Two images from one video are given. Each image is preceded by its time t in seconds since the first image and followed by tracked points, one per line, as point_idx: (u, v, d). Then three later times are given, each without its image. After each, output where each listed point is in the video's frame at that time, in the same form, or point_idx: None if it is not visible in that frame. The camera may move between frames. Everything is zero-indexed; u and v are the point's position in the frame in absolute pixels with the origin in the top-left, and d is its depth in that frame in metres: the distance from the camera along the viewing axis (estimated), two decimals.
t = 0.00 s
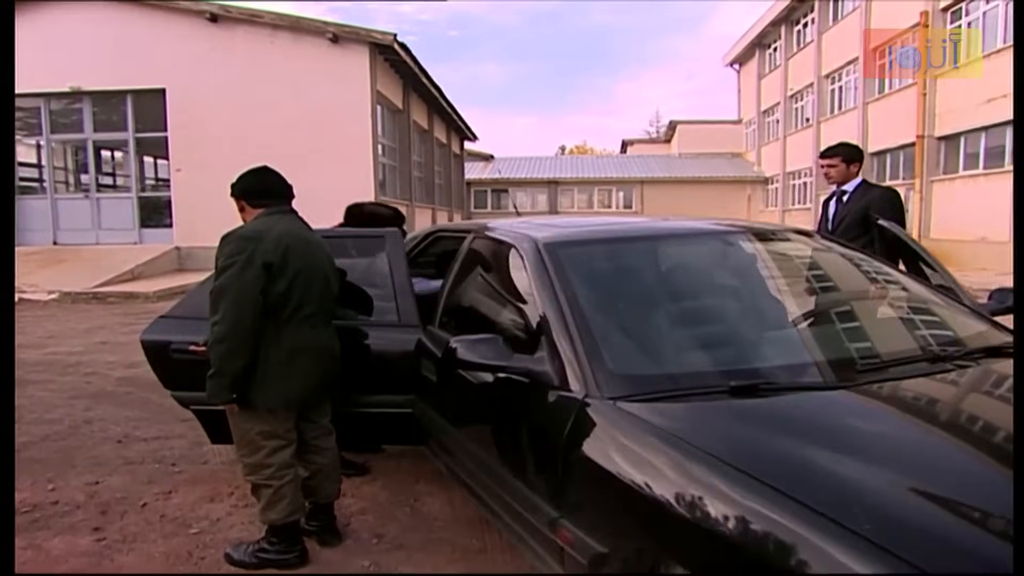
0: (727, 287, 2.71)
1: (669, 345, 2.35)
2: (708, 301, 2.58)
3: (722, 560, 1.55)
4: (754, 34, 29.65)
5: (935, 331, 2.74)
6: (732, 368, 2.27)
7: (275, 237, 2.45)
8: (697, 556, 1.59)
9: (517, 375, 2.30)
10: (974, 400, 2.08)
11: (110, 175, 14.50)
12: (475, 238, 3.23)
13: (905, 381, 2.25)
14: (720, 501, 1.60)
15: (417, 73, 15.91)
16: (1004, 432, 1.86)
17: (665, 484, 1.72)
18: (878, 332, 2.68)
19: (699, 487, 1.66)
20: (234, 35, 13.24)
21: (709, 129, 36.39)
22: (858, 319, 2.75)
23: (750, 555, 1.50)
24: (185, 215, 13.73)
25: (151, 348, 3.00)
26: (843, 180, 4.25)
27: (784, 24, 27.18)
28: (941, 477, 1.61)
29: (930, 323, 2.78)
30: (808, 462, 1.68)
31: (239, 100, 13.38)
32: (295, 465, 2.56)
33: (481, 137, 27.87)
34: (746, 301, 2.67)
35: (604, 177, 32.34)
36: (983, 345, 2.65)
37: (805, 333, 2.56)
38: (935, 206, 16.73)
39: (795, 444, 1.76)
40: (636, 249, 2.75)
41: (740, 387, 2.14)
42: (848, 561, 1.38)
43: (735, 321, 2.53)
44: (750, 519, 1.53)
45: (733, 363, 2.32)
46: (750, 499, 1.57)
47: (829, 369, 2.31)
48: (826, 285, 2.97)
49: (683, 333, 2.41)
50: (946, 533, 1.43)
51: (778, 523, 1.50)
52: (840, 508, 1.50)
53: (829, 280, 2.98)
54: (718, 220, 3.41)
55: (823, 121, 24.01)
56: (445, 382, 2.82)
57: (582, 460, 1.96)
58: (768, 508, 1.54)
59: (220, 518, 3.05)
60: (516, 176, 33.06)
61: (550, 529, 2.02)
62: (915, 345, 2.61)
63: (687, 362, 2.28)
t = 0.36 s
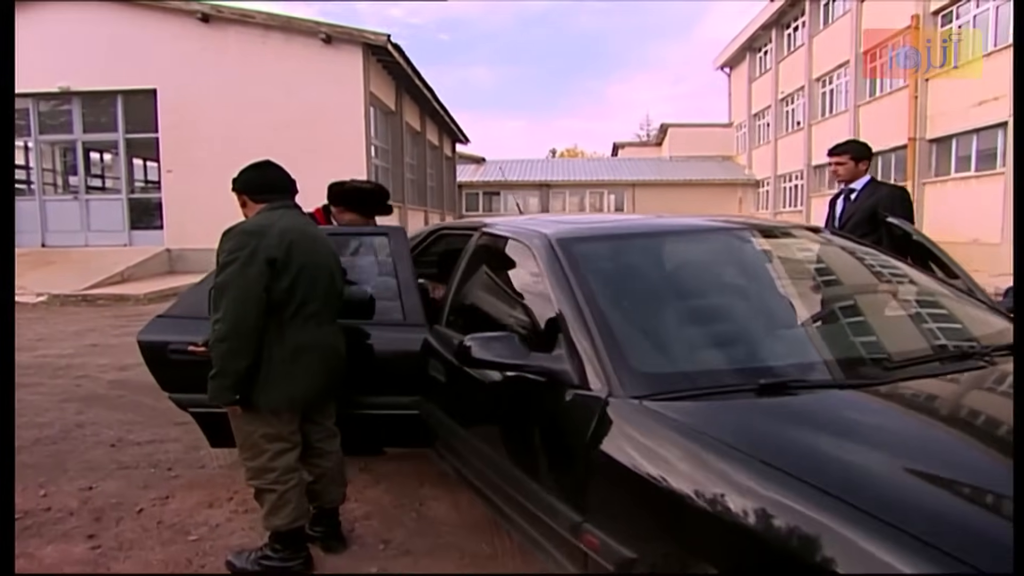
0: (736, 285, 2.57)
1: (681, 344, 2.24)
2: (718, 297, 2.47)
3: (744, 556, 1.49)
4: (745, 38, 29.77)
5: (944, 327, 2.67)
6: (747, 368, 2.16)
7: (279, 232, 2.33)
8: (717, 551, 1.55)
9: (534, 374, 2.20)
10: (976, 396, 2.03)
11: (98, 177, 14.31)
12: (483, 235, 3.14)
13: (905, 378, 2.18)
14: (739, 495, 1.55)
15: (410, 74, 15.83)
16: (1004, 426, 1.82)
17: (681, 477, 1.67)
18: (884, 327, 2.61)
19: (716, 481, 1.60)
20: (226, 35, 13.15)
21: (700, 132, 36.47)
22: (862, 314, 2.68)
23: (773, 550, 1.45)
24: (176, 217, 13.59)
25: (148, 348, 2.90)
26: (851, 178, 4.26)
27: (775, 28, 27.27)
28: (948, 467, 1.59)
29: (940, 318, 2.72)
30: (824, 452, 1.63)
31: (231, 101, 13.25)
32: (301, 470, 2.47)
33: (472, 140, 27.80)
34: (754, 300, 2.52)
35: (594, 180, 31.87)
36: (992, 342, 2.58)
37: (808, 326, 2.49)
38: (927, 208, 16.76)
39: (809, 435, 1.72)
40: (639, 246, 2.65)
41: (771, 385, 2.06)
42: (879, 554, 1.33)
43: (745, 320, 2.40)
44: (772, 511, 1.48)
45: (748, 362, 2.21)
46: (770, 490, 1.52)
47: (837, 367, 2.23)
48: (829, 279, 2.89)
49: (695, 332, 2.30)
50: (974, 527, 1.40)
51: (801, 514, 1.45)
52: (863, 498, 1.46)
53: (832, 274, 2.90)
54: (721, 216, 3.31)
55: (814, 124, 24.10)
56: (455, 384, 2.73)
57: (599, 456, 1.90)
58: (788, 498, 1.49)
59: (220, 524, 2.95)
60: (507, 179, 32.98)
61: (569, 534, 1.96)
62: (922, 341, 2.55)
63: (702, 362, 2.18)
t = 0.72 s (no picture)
0: (748, 287, 2.45)
1: (700, 345, 2.14)
2: (737, 297, 2.38)
3: (777, 554, 1.46)
4: (742, 42, 29.84)
5: (961, 326, 2.60)
6: (771, 371, 2.08)
7: (294, 230, 2.23)
8: (748, 552, 1.52)
9: (560, 377, 2.13)
10: (984, 396, 1.99)
11: (94, 179, 14.21)
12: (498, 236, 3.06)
13: (922, 381, 2.11)
14: (768, 495, 1.52)
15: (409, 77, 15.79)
16: (1011, 423, 1.78)
17: (705, 475, 1.65)
18: (898, 324, 2.56)
19: (743, 481, 1.58)
20: (224, 37, 13.07)
21: (696, 136, 36.50)
22: (875, 312, 2.62)
23: (805, 546, 1.42)
24: (172, 220, 13.48)
25: (154, 352, 2.82)
26: (867, 178, 4.28)
27: (771, 32, 27.34)
28: (968, 460, 1.57)
29: (956, 317, 2.65)
30: (848, 448, 1.61)
31: (228, 103, 13.15)
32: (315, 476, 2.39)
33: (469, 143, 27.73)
34: (767, 301, 2.41)
35: (592, 183, 31.96)
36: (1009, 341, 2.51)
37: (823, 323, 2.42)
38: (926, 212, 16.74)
39: (831, 432, 1.70)
40: (651, 246, 2.56)
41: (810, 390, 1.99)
42: (914, 546, 1.30)
43: (763, 321, 2.30)
44: (800, 509, 1.45)
45: (771, 364, 2.12)
46: (799, 487, 1.49)
47: (856, 368, 2.16)
48: (838, 275, 2.83)
49: (713, 333, 2.20)
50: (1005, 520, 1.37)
51: (832, 510, 1.42)
52: (894, 490, 1.43)
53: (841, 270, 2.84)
54: (730, 216, 3.21)
55: (812, 128, 24.13)
56: (471, 389, 2.66)
57: (634, 464, 1.83)
58: (817, 493, 1.46)
59: (227, 533, 2.85)
60: (504, 183, 32.92)
61: (604, 545, 1.89)
62: (939, 340, 2.49)
63: (725, 364, 2.09)
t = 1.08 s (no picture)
0: (776, 289, 2.35)
1: (730, 348, 2.06)
2: (772, 299, 2.28)
3: (812, 551, 1.45)
4: (743, 43, 29.81)
5: (984, 324, 2.50)
6: (806, 377, 2.00)
7: (315, 229, 2.11)
8: (784, 553, 1.50)
9: (597, 381, 2.05)
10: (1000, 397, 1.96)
11: (94, 180, 14.15)
12: (521, 235, 2.97)
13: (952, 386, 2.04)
14: (799, 492, 1.50)
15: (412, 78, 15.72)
16: None
17: (728, 468, 1.65)
18: (916, 323, 2.47)
19: (769, 476, 1.57)
20: (226, 37, 12.99)
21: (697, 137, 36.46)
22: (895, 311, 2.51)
23: (841, 542, 1.41)
24: (174, 221, 13.41)
25: (168, 355, 2.73)
26: (889, 178, 4.22)
27: (772, 33, 27.29)
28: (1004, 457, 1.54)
29: (978, 314, 2.55)
30: (880, 446, 1.59)
31: (230, 103, 13.07)
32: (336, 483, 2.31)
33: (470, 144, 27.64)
34: (793, 303, 2.31)
35: (593, 185, 31.92)
36: None
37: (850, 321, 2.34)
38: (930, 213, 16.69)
39: (853, 427, 1.69)
40: (679, 246, 2.47)
41: (854, 398, 1.90)
42: (953, 543, 1.29)
43: (791, 323, 2.22)
44: (837, 508, 1.43)
45: (806, 370, 2.04)
46: (831, 482, 1.48)
47: (884, 371, 2.09)
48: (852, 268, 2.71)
49: (745, 335, 2.12)
50: None
51: (869, 506, 1.40)
52: (932, 487, 1.41)
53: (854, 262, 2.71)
54: (746, 216, 3.11)
55: (814, 129, 24.08)
56: (499, 394, 2.57)
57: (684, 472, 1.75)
58: (844, 485, 1.46)
59: (244, 540, 2.78)
60: (506, 184, 32.83)
61: (648, 556, 1.79)
62: (962, 339, 2.41)
63: (759, 368, 2.01)
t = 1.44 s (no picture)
0: (820, 292, 2.25)
1: (772, 349, 1.98)
2: (816, 301, 2.20)
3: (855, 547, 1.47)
4: (749, 44, 29.71)
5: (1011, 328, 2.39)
6: (856, 384, 1.91)
7: (347, 229, 2.02)
8: (836, 552, 1.50)
9: (644, 388, 1.97)
10: None
11: (100, 180, 14.04)
12: (553, 235, 2.88)
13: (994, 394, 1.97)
14: (830, 486, 1.54)
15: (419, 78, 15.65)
16: None
17: (758, 462, 1.67)
18: (940, 320, 2.39)
19: (799, 470, 1.60)
20: (234, 37, 12.93)
21: (702, 138, 36.38)
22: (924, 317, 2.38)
23: (884, 536, 1.43)
24: (181, 222, 13.34)
25: (191, 358, 2.66)
26: (919, 179, 4.16)
27: (779, 33, 27.20)
28: None
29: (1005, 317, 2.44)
30: (916, 441, 1.59)
31: (238, 103, 13.01)
32: (367, 490, 2.22)
33: (476, 145, 27.50)
34: (829, 304, 2.22)
35: (599, 186, 31.83)
36: None
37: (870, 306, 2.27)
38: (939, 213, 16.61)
39: (882, 421, 1.72)
40: (716, 245, 2.39)
41: (905, 407, 1.82)
42: (1004, 541, 1.32)
43: (838, 325, 2.13)
44: (876, 508, 1.45)
45: (857, 377, 1.95)
46: (869, 476, 1.50)
47: (928, 379, 2.00)
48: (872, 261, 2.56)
49: (791, 337, 2.03)
50: None
51: (916, 506, 1.42)
52: (970, 482, 1.44)
53: (874, 254, 2.58)
54: (775, 216, 2.97)
55: (821, 130, 23.98)
56: (535, 399, 2.48)
57: (743, 483, 1.69)
58: (891, 483, 1.47)
59: (267, 549, 2.70)
60: (511, 185, 32.72)
61: (706, 572, 1.73)
62: (989, 341, 2.35)
63: (807, 374, 1.92)
